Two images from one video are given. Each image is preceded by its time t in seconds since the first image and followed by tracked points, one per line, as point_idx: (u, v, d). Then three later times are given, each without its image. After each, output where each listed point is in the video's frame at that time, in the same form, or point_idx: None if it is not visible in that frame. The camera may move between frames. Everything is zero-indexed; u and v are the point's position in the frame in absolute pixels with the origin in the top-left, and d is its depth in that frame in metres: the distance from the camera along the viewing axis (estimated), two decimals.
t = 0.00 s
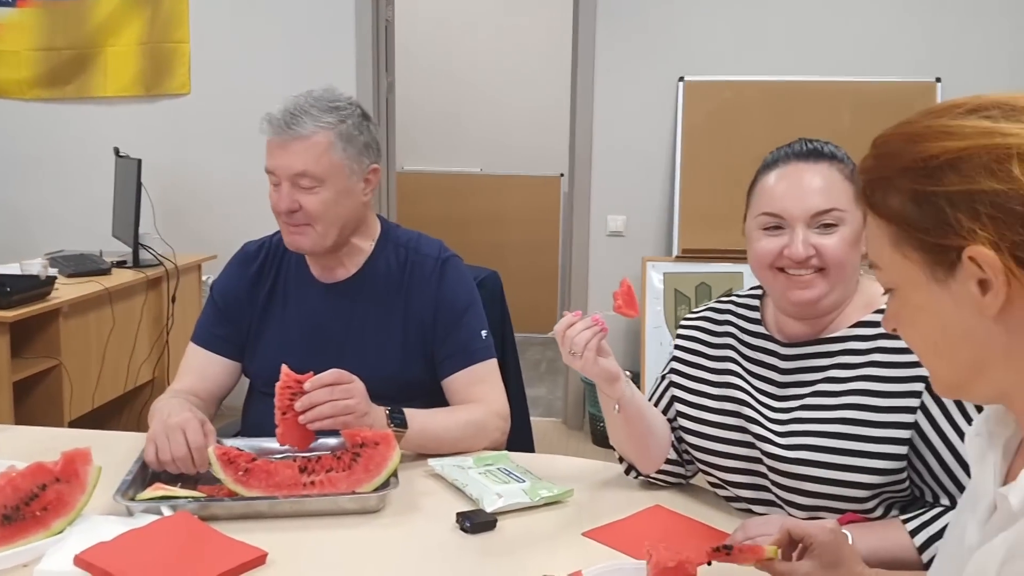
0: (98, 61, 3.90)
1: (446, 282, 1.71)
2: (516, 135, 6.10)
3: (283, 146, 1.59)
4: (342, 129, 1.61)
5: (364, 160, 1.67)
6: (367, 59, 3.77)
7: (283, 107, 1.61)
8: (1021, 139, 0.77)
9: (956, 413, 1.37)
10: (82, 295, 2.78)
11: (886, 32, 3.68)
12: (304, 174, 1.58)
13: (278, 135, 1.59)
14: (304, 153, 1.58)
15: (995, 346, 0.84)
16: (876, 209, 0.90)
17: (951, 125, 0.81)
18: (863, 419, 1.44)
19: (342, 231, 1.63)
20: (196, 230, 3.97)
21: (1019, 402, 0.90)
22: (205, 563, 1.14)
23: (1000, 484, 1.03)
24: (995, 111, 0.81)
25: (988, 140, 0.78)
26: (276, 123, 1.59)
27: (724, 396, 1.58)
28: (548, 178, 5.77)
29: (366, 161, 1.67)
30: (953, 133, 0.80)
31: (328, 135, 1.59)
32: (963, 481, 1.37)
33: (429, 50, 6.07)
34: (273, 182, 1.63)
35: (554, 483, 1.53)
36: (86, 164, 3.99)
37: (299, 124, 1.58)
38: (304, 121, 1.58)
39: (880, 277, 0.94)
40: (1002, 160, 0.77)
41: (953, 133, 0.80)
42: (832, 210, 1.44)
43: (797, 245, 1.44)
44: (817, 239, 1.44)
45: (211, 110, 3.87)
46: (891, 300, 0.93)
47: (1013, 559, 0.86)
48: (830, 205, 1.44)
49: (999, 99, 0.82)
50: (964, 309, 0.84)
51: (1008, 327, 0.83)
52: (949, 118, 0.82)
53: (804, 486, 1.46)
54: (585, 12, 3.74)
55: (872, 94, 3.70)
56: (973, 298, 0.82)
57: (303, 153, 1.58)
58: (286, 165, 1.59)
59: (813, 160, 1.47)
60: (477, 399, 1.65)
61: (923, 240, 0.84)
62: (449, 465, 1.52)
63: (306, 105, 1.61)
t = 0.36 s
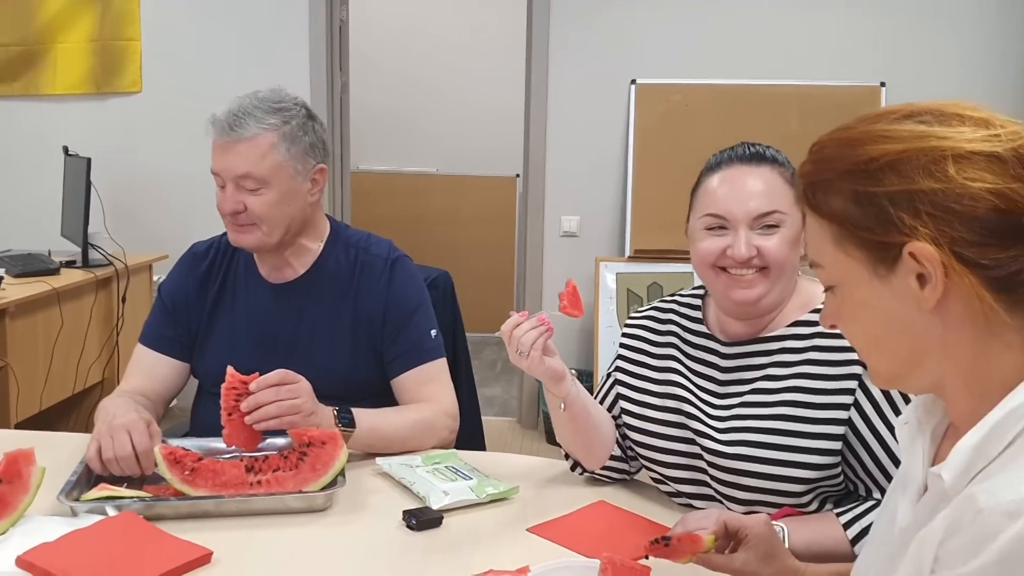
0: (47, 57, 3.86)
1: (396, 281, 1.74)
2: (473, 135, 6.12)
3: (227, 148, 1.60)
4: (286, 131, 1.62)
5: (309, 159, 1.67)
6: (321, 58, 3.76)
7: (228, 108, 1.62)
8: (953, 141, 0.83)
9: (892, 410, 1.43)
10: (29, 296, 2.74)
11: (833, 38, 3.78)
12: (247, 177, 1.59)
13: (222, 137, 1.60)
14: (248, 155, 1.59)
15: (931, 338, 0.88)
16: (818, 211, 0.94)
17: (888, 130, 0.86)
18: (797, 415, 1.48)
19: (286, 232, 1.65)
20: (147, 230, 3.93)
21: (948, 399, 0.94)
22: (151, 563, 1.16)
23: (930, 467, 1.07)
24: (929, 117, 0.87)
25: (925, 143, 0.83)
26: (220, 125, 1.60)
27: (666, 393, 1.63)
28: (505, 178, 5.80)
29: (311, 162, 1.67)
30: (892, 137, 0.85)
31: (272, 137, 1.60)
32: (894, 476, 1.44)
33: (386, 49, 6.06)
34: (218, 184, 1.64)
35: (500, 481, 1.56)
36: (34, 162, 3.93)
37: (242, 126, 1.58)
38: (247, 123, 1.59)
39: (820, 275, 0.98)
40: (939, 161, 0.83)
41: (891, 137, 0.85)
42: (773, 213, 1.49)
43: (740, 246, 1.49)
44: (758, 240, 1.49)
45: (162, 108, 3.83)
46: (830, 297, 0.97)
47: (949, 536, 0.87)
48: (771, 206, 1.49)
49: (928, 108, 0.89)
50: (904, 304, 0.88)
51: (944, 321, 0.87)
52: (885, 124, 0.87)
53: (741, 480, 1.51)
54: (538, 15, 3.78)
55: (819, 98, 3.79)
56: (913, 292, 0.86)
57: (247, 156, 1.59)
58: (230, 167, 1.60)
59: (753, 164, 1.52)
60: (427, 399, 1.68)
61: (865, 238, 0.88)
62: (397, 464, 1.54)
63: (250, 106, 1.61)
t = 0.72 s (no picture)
0: (18, 55, 3.84)
1: (363, 279, 1.77)
2: (449, 133, 6.14)
3: (230, 189, 1.56)
4: (279, 151, 1.60)
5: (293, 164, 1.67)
6: (294, 56, 3.77)
7: (209, 143, 1.54)
8: (904, 138, 0.86)
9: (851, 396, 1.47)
10: None
11: (801, 35, 3.83)
12: (258, 208, 1.60)
13: (219, 178, 1.55)
14: (255, 189, 1.57)
15: (886, 328, 0.90)
16: (776, 208, 0.97)
17: (843, 128, 0.89)
18: (759, 406, 1.52)
19: (288, 240, 1.72)
20: (119, 228, 3.92)
21: (902, 388, 0.96)
22: (116, 557, 1.18)
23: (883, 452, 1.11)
24: (881, 115, 0.90)
25: (877, 140, 0.87)
26: (215, 167, 1.54)
27: (629, 385, 1.66)
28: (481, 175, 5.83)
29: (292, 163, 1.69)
30: (845, 135, 0.89)
31: (271, 162, 1.57)
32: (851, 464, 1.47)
33: (362, 45, 6.07)
34: (216, 217, 1.61)
35: (467, 474, 1.59)
36: (5, 160, 3.91)
37: (241, 164, 1.54)
38: (244, 158, 1.54)
39: (779, 271, 1.00)
40: (890, 157, 0.86)
41: (845, 134, 0.89)
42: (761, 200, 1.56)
43: (734, 232, 1.53)
44: (750, 226, 1.54)
45: (133, 106, 3.83)
46: (789, 291, 0.99)
47: (898, 517, 0.88)
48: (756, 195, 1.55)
49: (879, 106, 0.92)
50: (859, 295, 0.90)
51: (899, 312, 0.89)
52: (840, 122, 0.90)
53: (704, 470, 1.55)
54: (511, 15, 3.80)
55: (788, 95, 3.84)
56: (868, 284, 0.89)
57: (254, 190, 1.57)
58: (236, 205, 1.58)
59: (731, 158, 1.59)
60: (394, 394, 1.70)
61: (821, 232, 0.91)
62: (365, 458, 1.57)
63: (235, 137, 1.55)
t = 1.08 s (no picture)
0: (22, 59, 3.86)
1: (367, 277, 1.79)
2: (451, 133, 6.17)
3: (240, 184, 1.61)
4: (290, 154, 1.65)
5: (305, 171, 1.73)
6: (295, 57, 3.80)
7: (225, 138, 1.60)
8: (884, 143, 0.88)
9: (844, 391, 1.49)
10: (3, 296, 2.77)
11: (801, 34, 3.85)
12: (265, 208, 1.64)
13: (230, 172, 1.60)
14: (263, 188, 1.62)
15: (872, 327, 0.93)
16: (759, 211, 0.98)
17: (823, 133, 0.90)
18: (759, 405, 1.54)
19: (293, 245, 1.75)
20: (123, 229, 3.95)
21: (890, 381, 0.99)
22: (124, 552, 1.20)
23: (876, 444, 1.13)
24: (861, 118, 0.91)
25: (858, 145, 0.88)
26: (227, 161, 1.59)
27: (631, 383, 1.68)
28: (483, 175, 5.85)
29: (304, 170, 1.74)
30: (826, 141, 0.90)
31: (281, 164, 1.63)
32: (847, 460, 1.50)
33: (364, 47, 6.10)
34: (222, 214, 1.65)
35: (469, 471, 1.61)
36: (9, 162, 3.94)
37: (252, 161, 1.59)
38: (256, 156, 1.60)
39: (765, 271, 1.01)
40: (871, 162, 0.87)
41: (825, 140, 0.90)
42: (690, 204, 1.57)
43: (662, 235, 1.60)
44: (678, 230, 1.58)
45: (136, 108, 3.85)
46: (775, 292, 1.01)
47: (892, 505, 0.89)
48: (689, 197, 1.57)
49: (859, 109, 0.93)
50: (845, 296, 0.92)
51: (884, 311, 0.91)
52: (821, 127, 0.91)
53: (703, 467, 1.56)
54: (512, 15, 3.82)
55: (789, 92, 3.86)
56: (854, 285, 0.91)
57: (262, 189, 1.62)
58: (243, 202, 1.62)
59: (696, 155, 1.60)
60: (394, 389, 1.72)
61: (806, 236, 0.92)
62: (368, 455, 1.59)
63: (251, 135, 1.61)
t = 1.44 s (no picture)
0: (95, 64, 3.97)
1: (424, 281, 1.81)
2: (509, 131, 6.17)
3: (287, 203, 1.59)
4: (338, 174, 1.63)
5: (353, 195, 1.71)
6: (358, 58, 3.83)
7: (273, 157, 1.59)
8: (959, 139, 0.83)
9: (922, 391, 1.42)
10: (81, 295, 2.86)
11: (871, 24, 3.75)
12: (311, 229, 1.61)
13: (277, 191, 1.58)
14: (310, 208, 1.60)
15: (953, 327, 0.89)
16: (827, 211, 0.94)
17: (891, 133, 0.87)
18: (831, 400, 1.49)
19: (340, 267, 1.73)
20: (193, 230, 4.04)
21: (970, 379, 0.94)
22: (203, 545, 1.22)
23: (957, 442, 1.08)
24: (931, 114, 0.87)
25: (931, 143, 0.84)
26: (274, 179, 1.57)
27: (700, 378, 1.65)
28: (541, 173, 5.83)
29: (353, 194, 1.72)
30: (896, 141, 0.86)
31: (328, 184, 1.61)
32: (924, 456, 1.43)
33: (423, 47, 6.15)
34: (269, 235, 1.63)
35: (537, 468, 1.59)
36: (84, 167, 4.07)
37: (299, 180, 1.58)
38: (304, 175, 1.58)
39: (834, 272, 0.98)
40: (949, 161, 0.83)
41: (896, 138, 0.86)
42: (752, 195, 1.52)
43: (722, 226, 1.56)
44: (739, 222, 1.54)
45: (205, 112, 3.94)
46: (845, 293, 0.97)
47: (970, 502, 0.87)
48: (752, 188, 1.52)
49: (930, 103, 0.89)
50: (922, 298, 0.89)
51: (964, 310, 0.88)
52: (891, 125, 0.87)
53: (776, 465, 1.52)
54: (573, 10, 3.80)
55: (857, 81, 3.75)
56: (932, 287, 0.87)
57: (309, 209, 1.59)
58: (289, 223, 1.60)
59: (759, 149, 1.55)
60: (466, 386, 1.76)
61: (879, 239, 0.89)
62: (437, 451, 1.59)
63: (299, 155, 1.60)
